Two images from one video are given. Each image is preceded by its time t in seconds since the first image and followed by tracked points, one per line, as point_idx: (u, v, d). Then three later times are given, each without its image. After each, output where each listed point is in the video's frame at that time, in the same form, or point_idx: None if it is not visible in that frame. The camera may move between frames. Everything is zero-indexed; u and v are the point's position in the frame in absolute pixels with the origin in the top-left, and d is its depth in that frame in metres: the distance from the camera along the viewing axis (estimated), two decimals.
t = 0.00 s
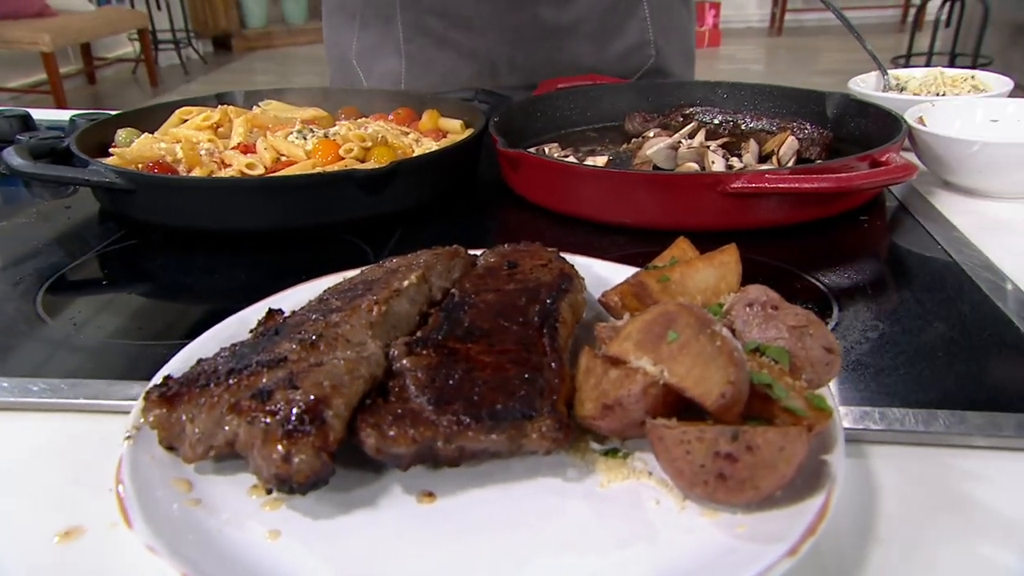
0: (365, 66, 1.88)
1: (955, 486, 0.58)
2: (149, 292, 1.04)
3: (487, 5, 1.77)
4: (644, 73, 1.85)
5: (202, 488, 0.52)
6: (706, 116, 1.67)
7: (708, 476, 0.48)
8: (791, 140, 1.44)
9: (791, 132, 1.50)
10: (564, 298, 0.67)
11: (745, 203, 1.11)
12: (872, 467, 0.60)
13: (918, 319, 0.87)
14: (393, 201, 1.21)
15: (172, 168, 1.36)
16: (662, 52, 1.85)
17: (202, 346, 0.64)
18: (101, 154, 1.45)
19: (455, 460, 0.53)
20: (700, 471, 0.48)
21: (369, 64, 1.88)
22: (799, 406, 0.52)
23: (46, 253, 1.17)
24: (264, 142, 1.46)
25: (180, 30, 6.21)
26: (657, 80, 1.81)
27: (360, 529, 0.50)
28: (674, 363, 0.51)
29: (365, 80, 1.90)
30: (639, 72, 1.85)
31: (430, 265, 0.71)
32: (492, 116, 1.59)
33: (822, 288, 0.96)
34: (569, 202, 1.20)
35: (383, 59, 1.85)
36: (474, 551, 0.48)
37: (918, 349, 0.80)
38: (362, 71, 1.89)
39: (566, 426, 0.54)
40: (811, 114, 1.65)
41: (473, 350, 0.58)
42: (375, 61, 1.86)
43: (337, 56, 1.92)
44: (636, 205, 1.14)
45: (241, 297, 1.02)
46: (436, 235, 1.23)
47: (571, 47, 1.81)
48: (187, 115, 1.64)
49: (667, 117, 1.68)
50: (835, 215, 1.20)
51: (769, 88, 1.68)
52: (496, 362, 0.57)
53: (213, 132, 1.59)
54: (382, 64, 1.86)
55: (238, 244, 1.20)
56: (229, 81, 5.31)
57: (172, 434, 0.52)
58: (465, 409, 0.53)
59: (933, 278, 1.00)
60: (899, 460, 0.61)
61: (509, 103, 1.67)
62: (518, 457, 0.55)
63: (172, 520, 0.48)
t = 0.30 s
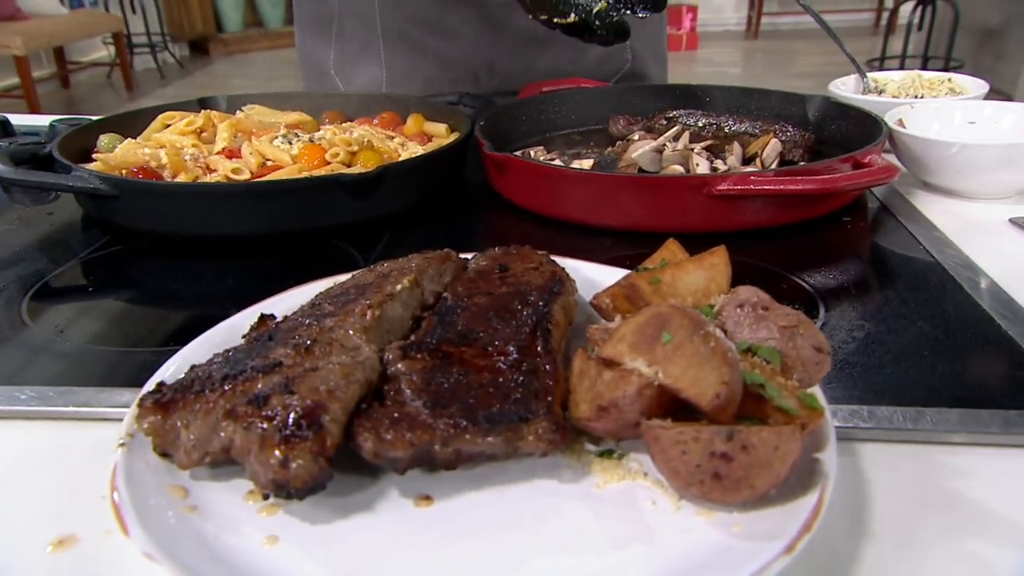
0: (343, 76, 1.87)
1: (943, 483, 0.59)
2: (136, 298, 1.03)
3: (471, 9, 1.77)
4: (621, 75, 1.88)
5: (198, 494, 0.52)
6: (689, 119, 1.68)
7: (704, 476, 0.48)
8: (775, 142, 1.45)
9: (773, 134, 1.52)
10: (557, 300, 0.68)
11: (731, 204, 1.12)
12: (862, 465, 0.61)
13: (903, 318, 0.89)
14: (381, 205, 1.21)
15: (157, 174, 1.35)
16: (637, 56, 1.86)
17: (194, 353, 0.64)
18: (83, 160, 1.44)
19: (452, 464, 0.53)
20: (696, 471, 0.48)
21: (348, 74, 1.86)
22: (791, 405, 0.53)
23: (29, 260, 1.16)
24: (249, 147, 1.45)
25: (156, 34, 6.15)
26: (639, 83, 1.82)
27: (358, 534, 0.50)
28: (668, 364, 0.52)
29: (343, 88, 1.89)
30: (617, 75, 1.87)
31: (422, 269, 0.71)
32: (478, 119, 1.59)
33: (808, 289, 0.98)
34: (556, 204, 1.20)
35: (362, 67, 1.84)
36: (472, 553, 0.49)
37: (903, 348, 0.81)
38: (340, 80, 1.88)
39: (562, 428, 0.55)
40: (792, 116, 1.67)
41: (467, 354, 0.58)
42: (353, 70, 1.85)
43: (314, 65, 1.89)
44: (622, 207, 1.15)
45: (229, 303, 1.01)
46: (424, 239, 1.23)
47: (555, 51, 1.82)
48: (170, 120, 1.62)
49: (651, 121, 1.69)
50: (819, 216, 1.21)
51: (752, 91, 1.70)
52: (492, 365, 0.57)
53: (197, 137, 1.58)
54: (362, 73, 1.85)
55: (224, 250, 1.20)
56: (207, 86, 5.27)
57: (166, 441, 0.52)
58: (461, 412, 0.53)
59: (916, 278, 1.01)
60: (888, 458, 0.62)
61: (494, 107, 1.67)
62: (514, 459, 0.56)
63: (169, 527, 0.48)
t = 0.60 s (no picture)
0: (325, 81, 1.86)
1: (930, 483, 0.60)
2: (122, 307, 1.03)
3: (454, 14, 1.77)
4: (605, 79, 1.89)
5: (194, 504, 0.52)
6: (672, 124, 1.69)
7: (698, 479, 0.49)
8: (757, 147, 1.47)
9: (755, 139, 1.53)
10: (548, 306, 0.68)
11: (716, 209, 1.13)
12: (851, 467, 0.62)
13: (887, 320, 0.90)
14: (368, 212, 1.21)
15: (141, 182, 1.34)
16: (621, 58, 1.88)
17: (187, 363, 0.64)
18: (65, 168, 1.42)
19: (448, 470, 0.54)
20: (691, 474, 0.49)
21: (329, 79, 1.86)
22: (782, 408, 0.54)
23: (11, 270, 1.15)
24: (235, 154, 1.45)
25: (131, 39, 6.09)
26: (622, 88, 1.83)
27: (356, 542, 0.50)
28: (662, 369, 0.53)
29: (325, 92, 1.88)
30: (601, 78, 1.88)
31: (414, 276, 0.71)
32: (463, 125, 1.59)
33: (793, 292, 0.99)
34: (542, 210, 1.21)
35: (346, 73, 1.83)
36: (469, 560, 0.49)
37: (888, 350, 0.82)
38: (321, 84, 1.87)
39: (557, 434, 0.55)
40: (773, 121, 1.68)
41: (461, 361, 0.58)
42: (336, 75, 1.84)
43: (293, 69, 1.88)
44: (608, 213, 1.16)
45: (218, 311, 1.01)
46: (412, 246, 1.23)
47: (538, 57, 1.83)
48: (153, 127, 1.61)
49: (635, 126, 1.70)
50: (803, 220, 1.23)
51: (734, 96, 1.71)
52: (486, 372, 0.57)
53: (180, 144, 1.57)
54: (344, 77, 1.85)
55: (211, 258, 1.19)
56: (184, 91, 5.24)
57: (162, 451, 0.52)
58: (457, 420, 0.54)
59: (898, 280, 1.03)
60: (876, 459, 0.63)
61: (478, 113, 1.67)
62: (509, 465, 0.56)
63: (166, 538, 0.48)
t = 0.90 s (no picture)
0: (320, 86, 1.85)
1: (927, 482, 0.61)
2: (118, 313, 1.02)
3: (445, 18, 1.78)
4: (597, 82, 1.89)
5: (201, 509, 0.52)
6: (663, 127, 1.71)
7: (702, 480, 0.50)
8: (747, 150, 1.48)
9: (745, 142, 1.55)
10: (548, 310, 0.68)
11: (709, 212, 1.14)
12: (848, 466, 0.63)
13: (881, 321, 0.91)
14: (362, 216, 1.21)
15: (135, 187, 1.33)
16: (613, 61, 1.89)
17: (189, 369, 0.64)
18: (57, 173, 1.41)
19: (454, 473, 0.54)
20: (695, 475, 0.50)
21: (326, 84, 1.85)
22: (782, 409, 0.55)
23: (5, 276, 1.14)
24: (228, 159, 1.44)
25: (113, 41, 6.04)
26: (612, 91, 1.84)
27: (362, 545, 0.50)
28: (664, 371, 0.53)
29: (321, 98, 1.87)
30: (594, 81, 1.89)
31: (415, 280, 0.72)
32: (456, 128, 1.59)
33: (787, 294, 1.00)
34: (535, 213, 1.22)
35: (338, 77, 1.83)
36: (476, 562, 0.49)
37: (882, 351, 0.84)
38: (318, 91, 1.86)
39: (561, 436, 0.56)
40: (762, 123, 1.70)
41: (465, 364, 0.59)
42: (331, 79, 1.84)
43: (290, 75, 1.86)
44: (601, 216, 1.17)
45: (214, 316, 1.01)
46: (406, 249, 1.24)
47: (529, 61, 1.84)
48: (144, 131, 1.61)
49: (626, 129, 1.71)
50: (794, 222, 1.24)
51: (723, 100, 1.73)
52: (489, 375, 0.58)
53: (172, 149, 1.56)
54: (339, 83, 1.85)
55: (205, 262, 1.19)
56: (166, 94, 5.20)
57: (168, 457, 0.52)
58: (463, 423, 0.54)
59: (890, 281, 1.04)
60: (873, 459, 0.64)
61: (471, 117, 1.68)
62: (514, 467, 0.56)
63: (175, 543, 0.48)
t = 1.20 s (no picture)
0: (326, 84, 1.86)
1: (938, 479, 0.62)
2: (130, 315, 1.03)
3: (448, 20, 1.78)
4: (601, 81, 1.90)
5: (226, 509, 0.52)
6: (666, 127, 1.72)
7: (721, 478, 0.51)
8: (751, 150, 1.49)
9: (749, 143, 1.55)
10: (563, 311, 0.69)
11: (715, 212, 1.15)
12: (860, 464, 0.64)
13: (888, 320, 0.92)
14: (370, 218, 1.21)
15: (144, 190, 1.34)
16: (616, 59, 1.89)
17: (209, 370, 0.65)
18: (64, 176, 1.42)
19: (475, 472, 0.55)
20: (714, 473, 0.51)
21: (331, 82, 1.86)
22: (798, 407, 0.55)
23: (15, 279, 1.14)
24: (236, 161, 1.45)
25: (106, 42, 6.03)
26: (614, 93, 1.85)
27: (387, 543, 0.51)
28: (683, 371, 0.54)
29: (328, 97, 1.88)
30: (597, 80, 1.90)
31: (430, 282, 0.72)
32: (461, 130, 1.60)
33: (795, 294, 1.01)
34: (541, 214, 1.23)
35: (341, 77, 1.84)
36: (500, 560, 0.50)
37: (889, 349, 0.84)
38: (324, 90, 1.87)
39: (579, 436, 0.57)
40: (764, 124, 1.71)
41: (483, 364, 0.60)
42: (337, 77, 1.84)
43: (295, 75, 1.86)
44: (607, 217, 1.18)
45: (226, 317, 1.02)
46: (413, 250, 1.24)
47: (532, 62, 1.84)
48: (149, 133, 1.61)
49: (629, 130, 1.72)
50: (799, 222, 1.25)
51: (725, 101, 1.74)
52: (507, 375, 0.59)
53: (178, 151, 1.57)
54: (345, 80, 1.85)
55: (214, 264, 1.19)
56: (159, 95, 5.19)
57: (192, 457, 0.53)
58: (483, 422, 0.55)
59: (896, 281, 1.05)
60: (885, 456, 0.65)
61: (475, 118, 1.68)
62: (534, 467, 0.57)
63: (203, 542, 0.49)
